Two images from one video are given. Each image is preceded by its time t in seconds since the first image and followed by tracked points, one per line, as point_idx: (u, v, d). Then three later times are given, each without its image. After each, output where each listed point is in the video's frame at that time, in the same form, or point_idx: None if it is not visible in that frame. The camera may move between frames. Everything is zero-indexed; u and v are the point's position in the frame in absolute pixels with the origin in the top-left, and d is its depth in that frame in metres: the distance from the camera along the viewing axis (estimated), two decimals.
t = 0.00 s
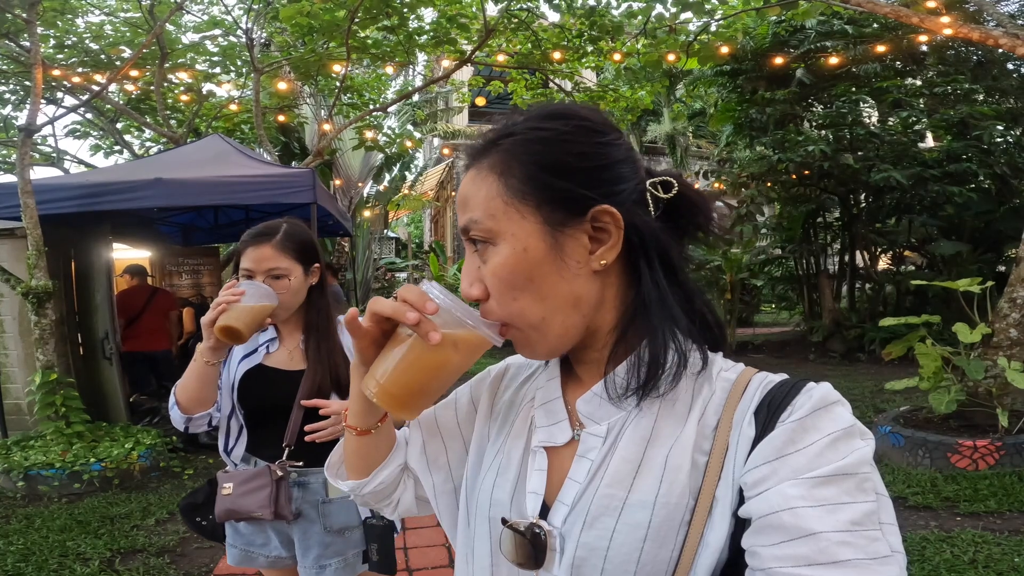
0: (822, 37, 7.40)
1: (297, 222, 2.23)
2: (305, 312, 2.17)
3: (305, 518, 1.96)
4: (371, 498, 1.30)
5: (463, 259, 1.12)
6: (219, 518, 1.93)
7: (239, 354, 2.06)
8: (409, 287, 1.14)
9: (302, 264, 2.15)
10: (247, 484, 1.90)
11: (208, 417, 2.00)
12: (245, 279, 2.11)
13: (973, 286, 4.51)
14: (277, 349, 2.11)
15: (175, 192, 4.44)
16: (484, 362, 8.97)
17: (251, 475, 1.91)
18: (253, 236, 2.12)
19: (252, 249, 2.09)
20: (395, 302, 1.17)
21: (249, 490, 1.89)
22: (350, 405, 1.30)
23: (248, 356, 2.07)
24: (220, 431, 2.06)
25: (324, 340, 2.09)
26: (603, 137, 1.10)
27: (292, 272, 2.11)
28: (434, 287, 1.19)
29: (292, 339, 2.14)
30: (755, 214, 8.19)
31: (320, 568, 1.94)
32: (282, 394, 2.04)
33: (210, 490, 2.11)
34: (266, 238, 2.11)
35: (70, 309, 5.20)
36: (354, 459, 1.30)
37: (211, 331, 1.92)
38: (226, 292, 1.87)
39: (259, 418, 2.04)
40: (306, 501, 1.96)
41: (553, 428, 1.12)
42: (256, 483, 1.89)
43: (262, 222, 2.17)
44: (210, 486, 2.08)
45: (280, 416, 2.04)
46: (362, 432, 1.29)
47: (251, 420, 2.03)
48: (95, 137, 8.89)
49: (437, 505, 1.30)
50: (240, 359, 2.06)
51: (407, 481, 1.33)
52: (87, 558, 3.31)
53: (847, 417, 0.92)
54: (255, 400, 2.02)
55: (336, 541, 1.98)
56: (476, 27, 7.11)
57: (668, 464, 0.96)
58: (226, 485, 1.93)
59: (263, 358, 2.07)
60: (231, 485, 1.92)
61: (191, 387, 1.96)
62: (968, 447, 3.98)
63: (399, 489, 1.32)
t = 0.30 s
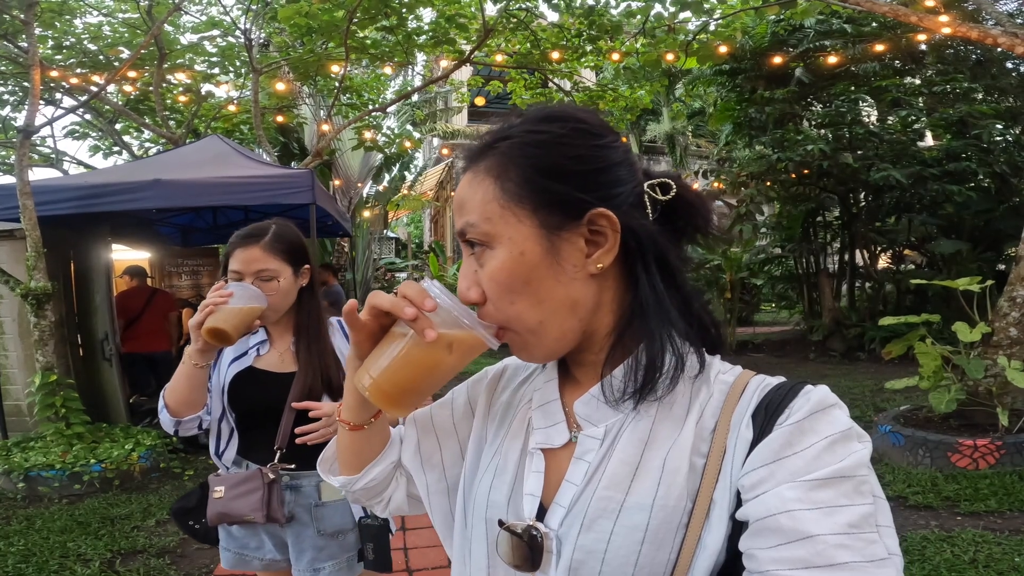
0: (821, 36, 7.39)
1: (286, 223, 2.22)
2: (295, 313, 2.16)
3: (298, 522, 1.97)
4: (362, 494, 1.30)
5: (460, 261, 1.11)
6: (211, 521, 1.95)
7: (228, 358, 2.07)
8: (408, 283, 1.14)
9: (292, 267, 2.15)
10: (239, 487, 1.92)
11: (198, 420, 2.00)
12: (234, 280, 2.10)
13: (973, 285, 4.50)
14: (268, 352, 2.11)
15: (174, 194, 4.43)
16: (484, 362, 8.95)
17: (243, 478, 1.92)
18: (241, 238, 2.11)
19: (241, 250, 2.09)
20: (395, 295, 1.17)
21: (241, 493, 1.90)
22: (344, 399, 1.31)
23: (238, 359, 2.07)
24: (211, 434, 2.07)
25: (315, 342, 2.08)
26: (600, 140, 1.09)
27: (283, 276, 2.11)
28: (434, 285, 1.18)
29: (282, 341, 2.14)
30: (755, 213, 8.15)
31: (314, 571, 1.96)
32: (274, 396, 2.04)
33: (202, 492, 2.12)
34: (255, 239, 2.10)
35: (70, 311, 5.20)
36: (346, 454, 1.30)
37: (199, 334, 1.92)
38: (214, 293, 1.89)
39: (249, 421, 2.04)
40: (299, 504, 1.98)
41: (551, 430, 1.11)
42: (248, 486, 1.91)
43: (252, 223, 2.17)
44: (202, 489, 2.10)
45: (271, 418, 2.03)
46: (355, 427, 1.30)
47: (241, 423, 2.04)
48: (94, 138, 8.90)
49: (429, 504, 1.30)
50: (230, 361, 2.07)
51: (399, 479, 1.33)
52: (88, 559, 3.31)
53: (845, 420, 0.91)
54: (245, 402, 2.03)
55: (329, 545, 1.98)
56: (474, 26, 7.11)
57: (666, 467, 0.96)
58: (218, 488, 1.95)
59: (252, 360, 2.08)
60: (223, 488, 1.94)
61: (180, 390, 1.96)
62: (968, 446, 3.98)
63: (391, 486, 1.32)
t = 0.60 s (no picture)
0: (820, 35, 7.38)
1: (276, 223, 2.22)
2: (284, 314, 2.17)
3: (289, 522, 1.98)
4: (358, 492, 1.29)
5: (459, 261, 1.11)
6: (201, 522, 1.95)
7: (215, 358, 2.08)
8: (406, 279, 1.14)
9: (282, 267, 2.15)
10: (229, 488, 1.93)
11: (186, 421, 2.00)
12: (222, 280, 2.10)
13: (973, 284, 4.49)
14: (257, 352, 2.13)
15: (173, 194, 4.43)
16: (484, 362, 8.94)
17: (233, 479, 1.94)
18: (230, 238, 2.11)
19: (229, 249, 2.08)
20: (394, 290, 1.18)
21: (231, 493, 1.91)
22: (340, 396, 1.30)
23: (226, 359, 2.08)
24: (199, 436, 2.07)
25: (304, 343, 2.09)
26: (601, 141, 1.09)
27: (272, 276, 2.11)
28: (433, 282, 1.18)
29: (271, 342, 2.15)
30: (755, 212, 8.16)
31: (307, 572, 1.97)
32: (264, 397, 2.05)
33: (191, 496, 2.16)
34: (243, 239, 2.10)
35: (69, 311, 5.19)
36: (342, 450, 1.30)
37: (185, 334, 1.92)
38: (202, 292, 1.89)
39: (237, 421, 2.05)
40: (289, 505, 1.98)
41: (549, 430, 1.11)
42: (238, 487, 1.92)
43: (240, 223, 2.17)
44: (191, 492, 2.14)
45: (261, 419, 2.05)
46: (351, 424, 1.29)
47: (230, 424, 2.05)
48: (94, 139, 8.90)
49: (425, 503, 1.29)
50: (218, 362, 2.07)
51: (394, 477, 1.32)
52: (88, 560, 3.31)
53: (843, 421, 0.91)
54: (233, 403, 2.04)
55: (323, 545, 1.99)
56: (473, 27, 7.11)
57: (665, 468, 0.95)
58: (207, 489, 1.95)
59: (241, 361, 2.08)
60: (212, 490, 1.94)
61: (167, 390, 1.96)
62: (968, 445, 3.98)
63: (387, 483, 1.31)
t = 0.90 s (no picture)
0: (819, 35, 7.34)
1: (254, 226, 2.22)
2: (264, 317, 2.18)
3: (274, 521, 2.03)
4: (355, 492, 1.29)
5: (456, 262, 1.11)
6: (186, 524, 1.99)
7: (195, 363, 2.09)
8: (404, 279, 1.14)
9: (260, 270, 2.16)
10: (212, 490, 1.96)
11: (168, 425, 2.00)
12: (200, 284, 2.09)
13: (972, 283, 4.47)
14: (235, 356, 2.14)
15: (172, 195, 4.43)
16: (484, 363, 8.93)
17: (216, 481, 1.97)
18: (207, 242, 2.11)
19: (207, 254, 2.08)
20: (391, 292, 1.18)
21: (215, 496, 1.95)
22: (336, 397, 1.29)
23: (204, 364, 2.09)
24: (178, 439, 2.09)
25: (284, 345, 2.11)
26: (597, 142, 1.09)
27: (252, 280, 2.12)
28: (430, 283, 1.18)
29: (250, 345, 2.16)
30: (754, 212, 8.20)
31: (295, 569, 2.03)
32: (246, 399, 2.08)
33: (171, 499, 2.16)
34: (221, 243, 2.10)
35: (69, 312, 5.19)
36: (339, 451, 1.30)
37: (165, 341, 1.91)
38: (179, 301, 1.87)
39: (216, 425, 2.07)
40: (273, 504, 2.03)
41: (547, 431, 1.11)
42: (222, 488, 1.95)
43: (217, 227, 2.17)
44: (171, 495, 2.14)
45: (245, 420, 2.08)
46: (348, 425, 1.28)
47: (211, 427, 2.07)
48: (93, 139, 8.90)
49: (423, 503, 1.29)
50: (197, 366, 2.09)
51: (392, 477, 1.32)
52: (88, 560, 3.31)
53: (840, 421, 0.91)
54: (212, 406, 2.06)
55: (308, 544, 2.04)
56: (472, 27, 7.11)
57: (662, 469, 0.95)
58: (190, 492, 1.99)
59: (219, 365, 2.10)
60: (195, 492, 1.98)
61: (146, 395, 1.95)
62: (968, 445, 3.98)
63: (385, 484, 1.31)
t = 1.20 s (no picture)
0: (818, 35, 7.35)
1: (228, 228, 2.16)
2: (248, 320, 2.16)
3: (273, 517, 2.05)
4: (358, 496, 1.28)
5: (455, 264, 1.11)
6: (188, 524, 1.99)
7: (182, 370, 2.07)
8: (402, 281, 1.14)
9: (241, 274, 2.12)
10: (213, 491, 1.96)
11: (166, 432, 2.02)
12: (180, 292, 2.04)
13: (971, 283, 4.47)
14: (222, 358, 2.13)
15: (171, 196, 4.42)
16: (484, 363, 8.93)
17: (217, 482, 1.97)
18: (182, 248, 2.04)
19: (184, 261, 2.01)
20: (389, 294, 1.18)
21: (219, 496, 1.96)
22: (337, 401, 1.29)
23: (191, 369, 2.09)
24: (174, 443, 2.10)
25: (271, 346, 2.11)
26: (596, 142, 1.08)
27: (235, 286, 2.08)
28: (428, 285, 1.18)
29: (236, 346, 2.15)
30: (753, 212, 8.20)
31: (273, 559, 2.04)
32: (238, 401, 2.07)
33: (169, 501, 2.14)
34: (199, 248, 2.03)
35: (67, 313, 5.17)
36: (341, 455, 1.29)
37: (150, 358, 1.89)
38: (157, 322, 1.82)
39: (208, 427, 2.07)
40: (272, 500, 2.05)
41: (548, 432, 1.10)
42: (226, 489, 1.96)
43: (190, 231, 2.09)
44: (168, 497, 2.12)
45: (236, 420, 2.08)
46: (349, 428, 1.28)
47: (202, 432, 2.07)
48: (91, 140, 8.89)
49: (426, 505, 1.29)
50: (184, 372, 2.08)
51: (394, 480, 1.31)
52: (87, 561, 3.30)
53: (841, 422, 0.91)
54: (200, 409, 2.05)
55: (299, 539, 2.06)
56: (471, 27, 7.10)
57: (663, 470, 0.95)
58: (190, 494, 1.99)
59: (208, 368, 2.10)
60: (196, 494, 1.97)
61: (137, 408, 1.97)
62: (967, 445, 3.98)
63: (387, 487, 1.31)
